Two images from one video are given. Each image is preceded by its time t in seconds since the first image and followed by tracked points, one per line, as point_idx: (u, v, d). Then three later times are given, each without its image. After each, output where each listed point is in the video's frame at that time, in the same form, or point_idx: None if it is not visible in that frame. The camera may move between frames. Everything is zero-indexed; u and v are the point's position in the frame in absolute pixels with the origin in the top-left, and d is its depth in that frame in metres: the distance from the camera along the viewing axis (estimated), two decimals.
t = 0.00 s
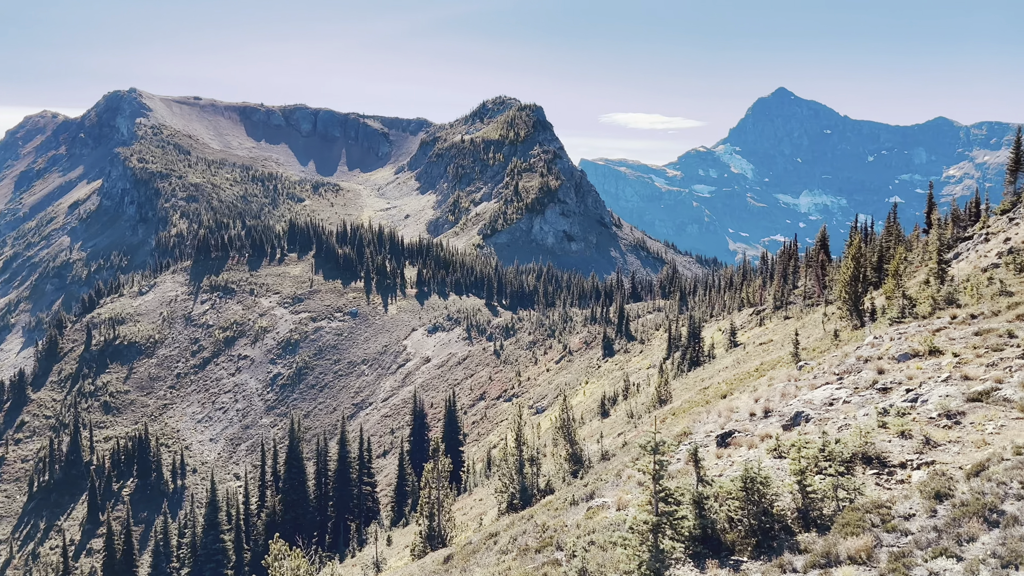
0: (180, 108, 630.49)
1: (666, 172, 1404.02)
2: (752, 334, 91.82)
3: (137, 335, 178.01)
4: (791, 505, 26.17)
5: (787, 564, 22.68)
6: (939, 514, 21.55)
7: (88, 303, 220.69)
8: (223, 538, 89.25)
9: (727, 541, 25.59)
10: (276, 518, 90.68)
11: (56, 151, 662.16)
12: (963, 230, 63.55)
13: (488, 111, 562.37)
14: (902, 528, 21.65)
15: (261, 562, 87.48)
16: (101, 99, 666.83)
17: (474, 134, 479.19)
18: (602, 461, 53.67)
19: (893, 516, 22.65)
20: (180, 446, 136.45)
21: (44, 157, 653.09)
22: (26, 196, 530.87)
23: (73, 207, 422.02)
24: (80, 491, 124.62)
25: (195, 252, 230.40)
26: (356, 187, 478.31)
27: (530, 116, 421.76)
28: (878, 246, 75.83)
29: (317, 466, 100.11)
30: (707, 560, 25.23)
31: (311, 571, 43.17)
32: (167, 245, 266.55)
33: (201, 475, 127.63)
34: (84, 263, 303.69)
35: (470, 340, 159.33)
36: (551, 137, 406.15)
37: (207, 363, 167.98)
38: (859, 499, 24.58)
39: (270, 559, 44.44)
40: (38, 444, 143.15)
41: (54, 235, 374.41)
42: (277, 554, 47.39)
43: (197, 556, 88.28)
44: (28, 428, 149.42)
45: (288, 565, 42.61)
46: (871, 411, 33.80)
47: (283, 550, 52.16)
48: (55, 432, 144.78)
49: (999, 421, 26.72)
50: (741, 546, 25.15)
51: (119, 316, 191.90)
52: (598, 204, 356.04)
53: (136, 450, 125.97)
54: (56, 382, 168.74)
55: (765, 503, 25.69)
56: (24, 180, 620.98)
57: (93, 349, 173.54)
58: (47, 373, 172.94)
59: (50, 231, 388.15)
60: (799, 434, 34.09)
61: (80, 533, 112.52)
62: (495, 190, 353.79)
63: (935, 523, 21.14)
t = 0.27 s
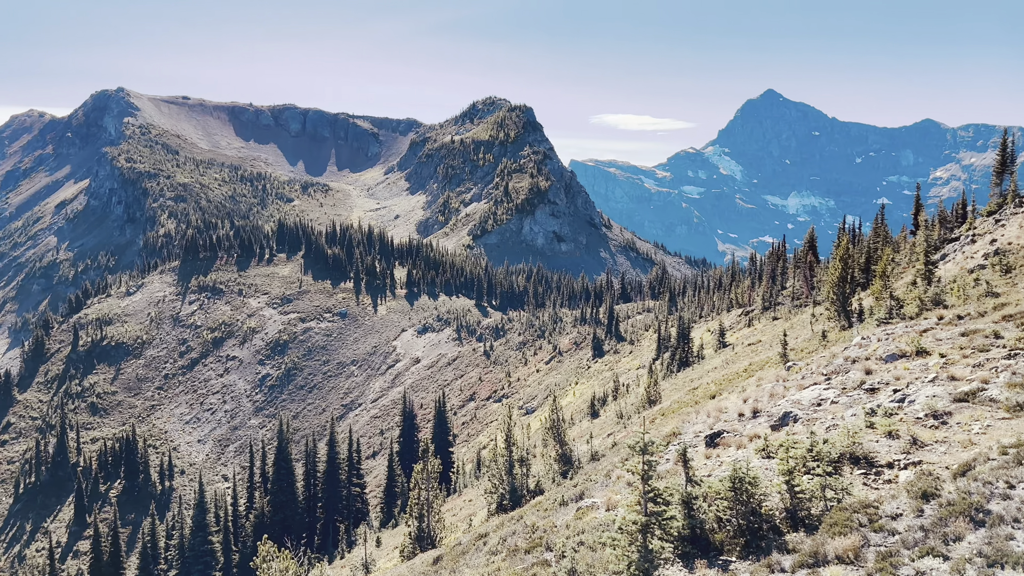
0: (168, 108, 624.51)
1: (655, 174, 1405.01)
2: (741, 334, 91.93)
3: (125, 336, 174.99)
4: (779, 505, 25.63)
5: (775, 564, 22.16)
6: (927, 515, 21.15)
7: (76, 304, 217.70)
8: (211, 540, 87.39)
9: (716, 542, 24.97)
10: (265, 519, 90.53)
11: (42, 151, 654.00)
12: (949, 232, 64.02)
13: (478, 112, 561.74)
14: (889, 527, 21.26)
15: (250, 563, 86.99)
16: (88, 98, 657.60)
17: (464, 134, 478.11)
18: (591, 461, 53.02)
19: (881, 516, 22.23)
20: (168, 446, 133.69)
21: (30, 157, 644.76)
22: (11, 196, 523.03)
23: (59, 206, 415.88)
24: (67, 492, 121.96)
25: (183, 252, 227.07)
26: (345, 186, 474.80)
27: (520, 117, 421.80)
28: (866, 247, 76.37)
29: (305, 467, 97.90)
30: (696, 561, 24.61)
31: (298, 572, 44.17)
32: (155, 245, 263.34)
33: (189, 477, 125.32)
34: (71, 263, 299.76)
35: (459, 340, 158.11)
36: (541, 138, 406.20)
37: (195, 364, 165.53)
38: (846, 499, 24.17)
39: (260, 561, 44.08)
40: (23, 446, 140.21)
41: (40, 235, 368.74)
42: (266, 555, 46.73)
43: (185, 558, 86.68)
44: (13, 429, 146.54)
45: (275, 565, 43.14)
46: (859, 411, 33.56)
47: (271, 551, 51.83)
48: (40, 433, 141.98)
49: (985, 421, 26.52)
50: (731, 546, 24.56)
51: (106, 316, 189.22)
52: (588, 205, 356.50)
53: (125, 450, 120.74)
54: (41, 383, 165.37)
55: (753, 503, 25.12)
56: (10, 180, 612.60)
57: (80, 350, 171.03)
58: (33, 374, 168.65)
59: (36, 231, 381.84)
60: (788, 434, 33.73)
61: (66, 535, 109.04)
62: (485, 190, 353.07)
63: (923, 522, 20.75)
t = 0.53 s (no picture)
0: (157, 108, 619.95)
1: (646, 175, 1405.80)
2: (731, 335, 92.14)
3: (114, 336, 172.69)
4: (768, 505, 25.19)
5: (764, 563, 21.73)
6: (915, 514, 20.86)
7: (63, 305, 215.05)
8: (200, 542, 90.30)
9: (706, 541, 24.47)
10: (255, 522, 88.48)
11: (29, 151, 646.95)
12: (937, 233, 64.37)
13: (468, 112, 561.09)
14: (877, 527, 21.00)
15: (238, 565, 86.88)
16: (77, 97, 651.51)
17: (455, 134, 476.87)
18: (582, 462, 52.43)
19: (868, 516, 21.95)
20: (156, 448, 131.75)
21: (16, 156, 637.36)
22: None
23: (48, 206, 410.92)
24: (54, 494, 120.11)
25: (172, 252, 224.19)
26: (335, 186, 471.67)
27: (510, 117, 421.61)
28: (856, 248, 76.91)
29: (294, 469, 97.12)
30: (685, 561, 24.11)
31: (289, 571, 44.71)
32: (144, 245, 260.34)
33: (178, 478, 122.30)
34: (58, 263, 296.12)
35: (450, 341, 156.92)
36: (532, 138, 405.82)
37: (184, 365, 163.40)
38: (834, 499, 23.83)
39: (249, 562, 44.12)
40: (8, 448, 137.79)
41: (26, 234, 363.89)
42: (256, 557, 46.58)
43: (174, 559, 88.06)
44: None
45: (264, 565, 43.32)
46: (848, 411, 33.35)
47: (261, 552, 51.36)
48: (26, 435, 139.78)
49: (972, 421, 26.32)
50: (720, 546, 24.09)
51: (94, 317, 187.34)
52: (578, 206, 356.86)
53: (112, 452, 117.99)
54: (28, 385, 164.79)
55: (742, 503, 24.65)
56: None
57: (67, 351, 169.28)
58: (19, 376, 170.01)
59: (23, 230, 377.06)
60: (777, 434, 33.40)
61: (53, 538, 106.38)
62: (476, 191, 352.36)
63: (910, 522, 20.45)
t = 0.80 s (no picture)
0: (145, 107, 614.80)
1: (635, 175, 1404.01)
2: (719, 335, 92.32)
3: (102, 336, 171.47)
4: (756, 505, 24.72)
5: (752, 563, 21.29)
6: (902, 513, 20.51)
7: (49, 305, 212.92)
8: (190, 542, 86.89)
9: (694, 540, 23.95)
10: (242, 523, 88.81)
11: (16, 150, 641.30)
12: (924, 234, 64.68)
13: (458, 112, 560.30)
14: (865, 526, 20.62)
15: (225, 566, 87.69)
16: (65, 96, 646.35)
17: (445, 134, 475.50)
18: (572, 462, 51.87)
19: (856, 515, 21.56)
20: (145, 449, 129.82)
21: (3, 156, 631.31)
22: None
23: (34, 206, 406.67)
24: (40, 496, 120.64)
25: (159, 252, 221.73)
26: (325, 186, 468.55)
27: (501, 117, 421.20)
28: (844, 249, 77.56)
29: (284, 470, 95.39)
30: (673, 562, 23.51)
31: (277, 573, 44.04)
32: (131, 244, 257.58)
33: (167, 480, 121.68)
34: (44, 263, 292.89)
35: (440, 341, 155.76)
36: (522, 139, 405.87)
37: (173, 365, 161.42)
38: (823, 498, 23.40)
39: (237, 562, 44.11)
40: None
41: (12, 234, 359.80)
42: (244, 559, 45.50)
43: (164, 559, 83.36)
44: None
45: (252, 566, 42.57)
46: (836, 411, 33.06)
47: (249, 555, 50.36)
48: (12, 436, 138.22)
49: (959, 420, 26.01)
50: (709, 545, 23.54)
51: (82, 318, 186.19)
52: (569, 206, 356.91)
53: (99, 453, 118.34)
54: (14, 386, 163.85)
55: (730, 502, 24.14)
56: None
57: (55, 352, 168.11)
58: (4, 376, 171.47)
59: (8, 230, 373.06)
60: (765, 434, 33.00)
61: (40, 539, 107.33)
62: (466, 191, 351.52)
63: (898, 521, 20.10)
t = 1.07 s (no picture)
0: (131, 106, 607.89)
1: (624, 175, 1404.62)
2: (707, 335, 92.41)
3: (87, 336, 169.53)
4: (743, 503, 23.98)
5: (739, 561, 20.65)
6: (887, 512, 20.06)
7: (33, 305, 210.40)
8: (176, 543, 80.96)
9: (681, 539, 23.22)
10: (230, 523, 85.85)
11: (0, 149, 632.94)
12: (909, 234, 65.30)
13: (447, 112, 558.58)
14: (851, 524, 20.02)
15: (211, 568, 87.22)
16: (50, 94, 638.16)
17: (433, 134, 473.62)
18: (559, 462, 51.14)
19: (843, 513, 20.94)
20: (130, 450, 127.62)
21: None
22: None
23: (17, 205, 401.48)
24: (24, 497, 121.95)
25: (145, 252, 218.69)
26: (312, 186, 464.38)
27: (489, 118, 420.68)
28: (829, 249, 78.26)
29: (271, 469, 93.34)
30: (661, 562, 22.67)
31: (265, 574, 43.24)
32: (117, 244, 254.75)
33: (153, 480, 119.50)
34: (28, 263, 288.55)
35: (428, 341, 154.35)
36: (511, 139, 405.41)
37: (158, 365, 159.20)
38: (809, 497, 22.72)
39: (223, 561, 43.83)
40: None
41: None
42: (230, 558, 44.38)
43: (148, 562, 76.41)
44: None
45: (239, 568, 41.49)
46: (823, 411, 32.55)
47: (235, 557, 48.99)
48: None
49: (944, 420, 25.52)
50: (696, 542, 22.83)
51: (66, 318, 184.03)
52: (557, 206, 356.83)
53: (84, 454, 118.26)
54: None
55: (717, 499, 23.43)
56: None
57: (39, 353, 166.03)
58: None
59: None
60: (752, 433, 32.32)
61: (23, 541, 107.74)
62: (454, 191, 350.28)
63: (883, 518, 19.65)
